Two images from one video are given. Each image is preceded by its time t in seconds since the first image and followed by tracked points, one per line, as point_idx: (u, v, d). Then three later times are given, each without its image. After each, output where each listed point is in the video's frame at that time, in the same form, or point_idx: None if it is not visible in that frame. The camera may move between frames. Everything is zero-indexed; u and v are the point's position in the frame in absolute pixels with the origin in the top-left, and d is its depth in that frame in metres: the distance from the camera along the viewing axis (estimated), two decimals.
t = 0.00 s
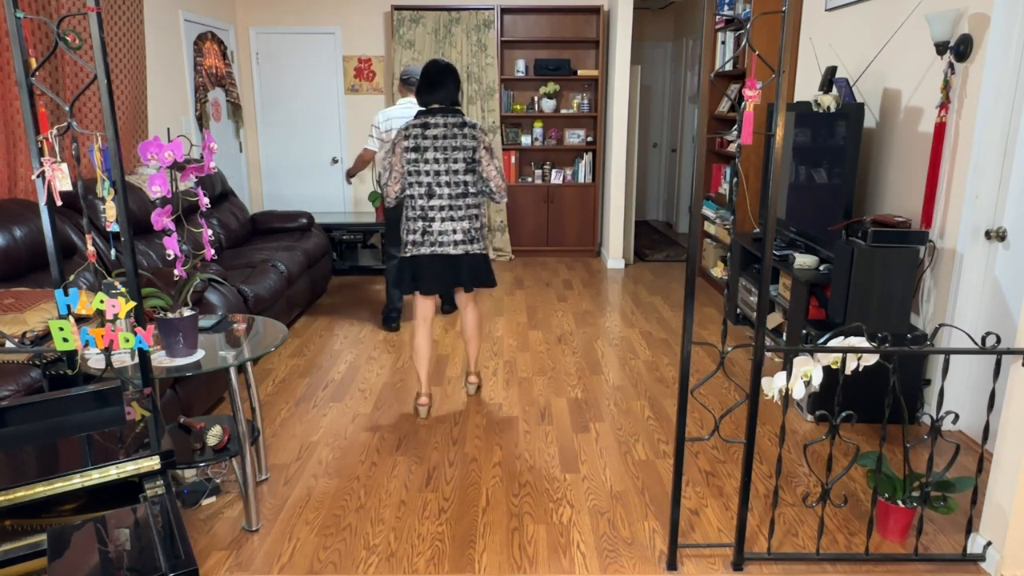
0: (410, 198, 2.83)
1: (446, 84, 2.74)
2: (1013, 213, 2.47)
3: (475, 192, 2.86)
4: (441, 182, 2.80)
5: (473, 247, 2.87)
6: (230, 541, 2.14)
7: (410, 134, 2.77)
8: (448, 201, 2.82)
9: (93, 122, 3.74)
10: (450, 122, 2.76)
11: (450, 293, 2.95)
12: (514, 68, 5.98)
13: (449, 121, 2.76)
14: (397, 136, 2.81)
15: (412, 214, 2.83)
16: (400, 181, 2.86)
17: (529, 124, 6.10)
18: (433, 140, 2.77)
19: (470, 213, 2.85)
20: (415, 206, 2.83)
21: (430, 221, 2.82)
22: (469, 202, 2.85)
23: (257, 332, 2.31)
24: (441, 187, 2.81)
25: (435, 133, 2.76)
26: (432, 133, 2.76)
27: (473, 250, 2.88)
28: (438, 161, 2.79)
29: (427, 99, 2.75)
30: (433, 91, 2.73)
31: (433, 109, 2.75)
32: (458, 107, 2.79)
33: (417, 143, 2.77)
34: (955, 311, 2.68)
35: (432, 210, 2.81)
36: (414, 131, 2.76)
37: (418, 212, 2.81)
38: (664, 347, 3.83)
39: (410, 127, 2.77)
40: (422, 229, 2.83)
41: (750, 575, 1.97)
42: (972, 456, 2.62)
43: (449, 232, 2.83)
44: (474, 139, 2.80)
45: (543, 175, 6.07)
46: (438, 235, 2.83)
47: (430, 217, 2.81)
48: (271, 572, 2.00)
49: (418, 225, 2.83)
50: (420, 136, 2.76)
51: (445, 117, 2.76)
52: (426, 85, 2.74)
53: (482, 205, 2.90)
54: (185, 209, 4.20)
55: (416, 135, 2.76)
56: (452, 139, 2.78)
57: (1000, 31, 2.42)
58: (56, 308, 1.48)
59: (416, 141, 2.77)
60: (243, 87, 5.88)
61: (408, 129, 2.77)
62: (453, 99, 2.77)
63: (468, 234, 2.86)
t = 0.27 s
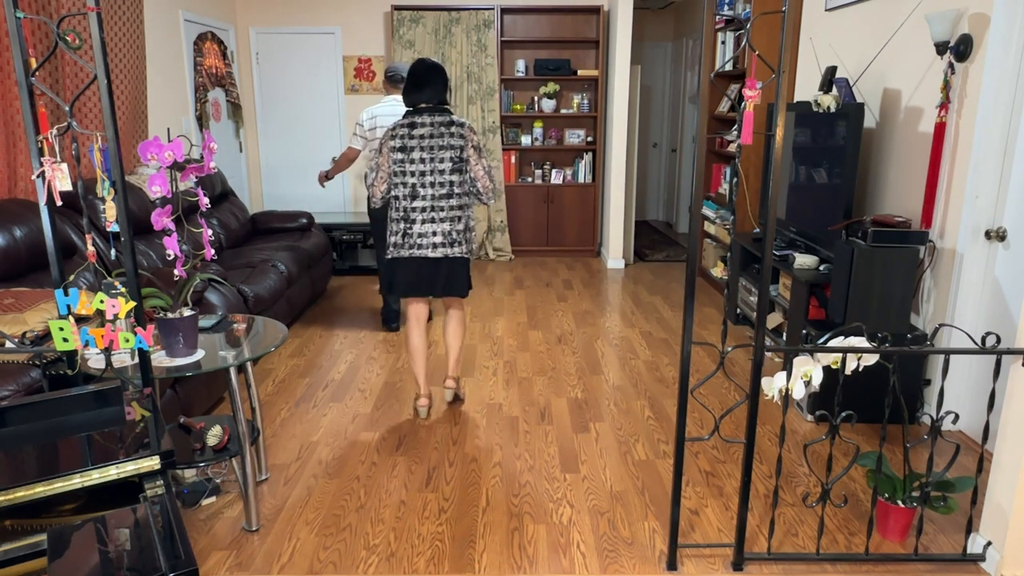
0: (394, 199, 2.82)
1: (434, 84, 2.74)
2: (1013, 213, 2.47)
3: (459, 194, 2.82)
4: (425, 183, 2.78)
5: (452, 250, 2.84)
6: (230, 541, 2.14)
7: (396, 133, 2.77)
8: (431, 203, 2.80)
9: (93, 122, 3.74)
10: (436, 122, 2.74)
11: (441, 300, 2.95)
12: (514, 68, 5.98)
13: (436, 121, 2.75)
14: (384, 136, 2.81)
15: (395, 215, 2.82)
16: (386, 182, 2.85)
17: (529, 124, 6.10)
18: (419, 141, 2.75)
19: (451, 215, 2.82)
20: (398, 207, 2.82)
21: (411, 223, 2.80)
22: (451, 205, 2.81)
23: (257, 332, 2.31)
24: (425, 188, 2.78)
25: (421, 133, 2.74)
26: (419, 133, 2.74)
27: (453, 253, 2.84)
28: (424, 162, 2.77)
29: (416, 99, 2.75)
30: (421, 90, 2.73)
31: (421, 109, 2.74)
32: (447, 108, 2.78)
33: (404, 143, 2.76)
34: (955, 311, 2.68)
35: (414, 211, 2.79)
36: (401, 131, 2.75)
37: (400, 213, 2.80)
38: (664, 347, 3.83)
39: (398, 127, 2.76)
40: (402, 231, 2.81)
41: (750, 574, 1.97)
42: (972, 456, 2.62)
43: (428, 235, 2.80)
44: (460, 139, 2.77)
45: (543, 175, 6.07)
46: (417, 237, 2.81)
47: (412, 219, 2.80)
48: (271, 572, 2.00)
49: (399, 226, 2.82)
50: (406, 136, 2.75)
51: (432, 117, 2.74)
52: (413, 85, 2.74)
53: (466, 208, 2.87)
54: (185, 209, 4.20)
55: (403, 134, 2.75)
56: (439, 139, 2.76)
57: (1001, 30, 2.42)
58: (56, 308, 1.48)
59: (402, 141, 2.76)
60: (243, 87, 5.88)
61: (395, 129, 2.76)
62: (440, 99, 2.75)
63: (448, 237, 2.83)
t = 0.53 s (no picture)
0: (393, 207, 2.83)
1: (435, 93, 2.74)
2: (1013, 213, 2.47)
3: (456, 204, 2.81)
4: (423, 192, 2.78)
5: (445, 259, 2.82)
6: (230, 541, 2.14)
7: (396, 142, 2.77)
8: (428, 212, 2.79)
9: (93, 122, 3.74)
10: (436, 131, 2.74)
11: (441, 309, 2.94)
12: (514, 68, 5.98)
13: (436, 130, 2.74)
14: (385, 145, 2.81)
15: (393, 224, 2.83)
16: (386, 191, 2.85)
17: (529, 124, 6.10)
18: (418, 149, 2.75)
19: (447, 224, 2.80)
20: (396, 215, 2.82)
21: (407, 231, 2.80)
22: (448, 215, 2.80)
23: (257, 332, 2.31)
24: (423, 198, 2.78)
25: (421, 142, 2.74)
26: (418, 142, 2.74)
27: (447, 262, 2.83)
28: (423, 171, 2.77)
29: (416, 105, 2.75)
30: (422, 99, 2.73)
31: (421, 117, 2.75)
32: (449, 117, 2.78)
33: (403, 152, 2.76)
34: (955, 311, 2.68)
35: (411, 220, 2.79)
36: (401, 140, 2.75)
37: (397, 221, 2.80)
38: (664, 347, 3.83)
39: (398, 135, 2.76)
40: (398, 239, 2.82)
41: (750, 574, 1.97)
42: (972, 456, 2.62)
43: (423, 243, 2.80)
44: (460, 149, 2.77)
45: (543, 176, 6.07)
46: (412, 245, 2.81)
47: (408, 227, 2.80)
48: (271, 572, 2.00)
49: (395, 234, 2.82)
50: (405, 144, 2.75)
51: (433, 126, 2.74)
52: (412, 93, 2.74)
53: (464, 217, 2.85)
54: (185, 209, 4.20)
55: (403, 143, 2.75)
56: (438, 148, 2.75)
57: (1001, 30, 2.42)
58: (56, 308, 1.48)
59: (402, 149, 2.76)
60: (243, 87, 5.88)
61: (396, 137, 2.76)
62: (441, 107, 2.76)
63: (443, 246, 2.82)
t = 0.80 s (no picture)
0: (397, 200, 2.82)
1: (433, 85, 2.74)
2: (1013, 213, 2.47)
3: (462, 193, 2.83)
4: (428, 183, 2.78)
5: (460, 249, 2.84)
6: (230, 541, 2.14)
7: (397, 135, 2.76)
8: (435, 203, 2.80)
9: (93, 122, 3.74)
10: (437, 122, 2.74)
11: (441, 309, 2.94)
12: (514, 68, 5.98)
13: (437, 121, 2.74)
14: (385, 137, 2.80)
15: (399, 217, 2.81)
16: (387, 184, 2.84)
17: (529, 124, 6.10)
18: (420, 141, 2.74)
19: (457, 214, 2.82)
20: (401, 209, 2.81)
21: (416, 224, 2.80)
22: (456, 204, 2.82)
23: (257, 332, 2.31)
24: (428, 189, 2.78)
25: (422, 133, 2.73)
26: (419, 134, 2.74)
27: (461, 253, 2.85)
28: (425, 162, 2.77)
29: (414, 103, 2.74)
30: (420, 91, 2.72)
31: (420, 109, 2.74)
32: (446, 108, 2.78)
33: (404, 144, 2.75)
34: (955, 311, 2.68)
35: (418, 212, 2.79)
36: (402, 131, 2.74)
37: (404, 214, 2.79)
38: (664, 347, 3.83)
39: (398, 128, 2.75)
40: (408, 233, 2.81)
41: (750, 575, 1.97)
42: (972, 456, 2.62)
43: (434, 235, 2.80)
44: (461, 139, 2.77)
45: (543, 176, 6.07)
46: (424, 238, 2.80)
47: (416, 220, 2.80)
48: (271, 572, 2.00)
49: (404, 228, 2.81)
50: (406, 137, 2.74)
51: (432, 117, 2.74)
52: (411, 85, 2.74)
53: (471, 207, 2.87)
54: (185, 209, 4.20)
55: (404, 135, 2.74)
56: (440, 139, 2.75)
57: (1000, 31, 2.42)
58: (56, 308, 1.48)
59: (403, 142, 2.75)
60: (243, 87, 5.88)
61: (395, 130, 2.75)
62: (440, 99, 2.75)
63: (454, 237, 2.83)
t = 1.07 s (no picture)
0: (401, 210, 2.79)
1: (430, 94, 2.74)
2: (1013, 213, 2.47)
3: (466, 200, 2.84)
4: (431, 192, 2.77)
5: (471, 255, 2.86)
6: (230, 541, 2.14)
7: (397, 145, 2.74)
8: (441, 211, 2.79)
9: (93, 122, 3.74)
10: (436, 130, 2.73)
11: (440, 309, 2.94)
12: (514, 68, 5.98)
13: (435, 129, 2.73)
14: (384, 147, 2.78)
15: (405, 227, 2.78)
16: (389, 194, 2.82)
17: (529, 125, 6.10)
18: (421, 150, 2.73)
19: (464, 220, 2.84)
20: (406, 219, 2.78)
21: (424, 233, 2.78)
22: (462, 210, 2.83)
23: (257, 332, 2.31)
24: (432, 197, 2.77)
25: (423, 142, 2.72)
26: (420, 143, 2.73)
27: (471, 258, 2.87)
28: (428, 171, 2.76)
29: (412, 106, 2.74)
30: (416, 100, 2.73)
31: (419, 118, 2.73)
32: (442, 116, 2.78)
33: (405, 153, 2.74)
34: (955, 311, 2.68)
35: (425, 221, 2.77)
36: (402, 142, 2.73)
37: (411, 224, 2.77)
38: (664, 346, 3.83)
39: (398, 138, 2.73)
40: (417, 242, 2.78)
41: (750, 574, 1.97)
42: (972, 456, 2.62)
43: (445, 243, 2.80)
44: (461, 146, 2.77)
45: (543, 176, 6.07)
46: (434, 246, 2.79)
47: (424, 229, 2.78)
48: (271, 572, 2.00)
49: (413, 238, 2.78)
50: (407, 146, 2.73)
51: (431, 126, 2.73)
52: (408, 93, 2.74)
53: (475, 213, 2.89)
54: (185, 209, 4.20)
55: (404, 145, 2.73)
56: (440, 147, 2.75)
57: (1000, 30, 2.42)
58: (56, 308, 1.48)
59: (404, 151, 2.74)
60: (244, 87, 5.88)
61: (395, 139, 2.74)
62: (437, 106, 2.76)
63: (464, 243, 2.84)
